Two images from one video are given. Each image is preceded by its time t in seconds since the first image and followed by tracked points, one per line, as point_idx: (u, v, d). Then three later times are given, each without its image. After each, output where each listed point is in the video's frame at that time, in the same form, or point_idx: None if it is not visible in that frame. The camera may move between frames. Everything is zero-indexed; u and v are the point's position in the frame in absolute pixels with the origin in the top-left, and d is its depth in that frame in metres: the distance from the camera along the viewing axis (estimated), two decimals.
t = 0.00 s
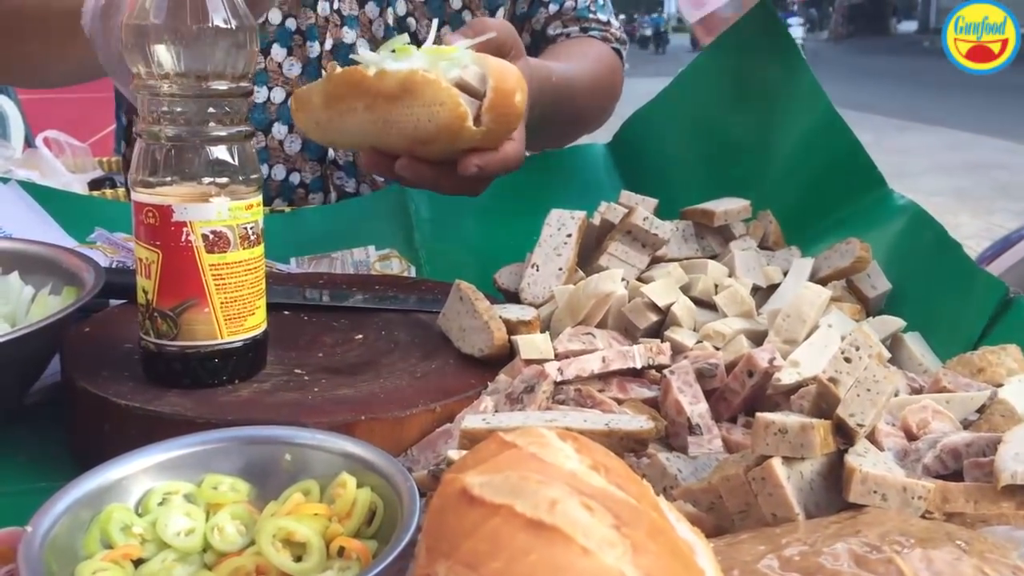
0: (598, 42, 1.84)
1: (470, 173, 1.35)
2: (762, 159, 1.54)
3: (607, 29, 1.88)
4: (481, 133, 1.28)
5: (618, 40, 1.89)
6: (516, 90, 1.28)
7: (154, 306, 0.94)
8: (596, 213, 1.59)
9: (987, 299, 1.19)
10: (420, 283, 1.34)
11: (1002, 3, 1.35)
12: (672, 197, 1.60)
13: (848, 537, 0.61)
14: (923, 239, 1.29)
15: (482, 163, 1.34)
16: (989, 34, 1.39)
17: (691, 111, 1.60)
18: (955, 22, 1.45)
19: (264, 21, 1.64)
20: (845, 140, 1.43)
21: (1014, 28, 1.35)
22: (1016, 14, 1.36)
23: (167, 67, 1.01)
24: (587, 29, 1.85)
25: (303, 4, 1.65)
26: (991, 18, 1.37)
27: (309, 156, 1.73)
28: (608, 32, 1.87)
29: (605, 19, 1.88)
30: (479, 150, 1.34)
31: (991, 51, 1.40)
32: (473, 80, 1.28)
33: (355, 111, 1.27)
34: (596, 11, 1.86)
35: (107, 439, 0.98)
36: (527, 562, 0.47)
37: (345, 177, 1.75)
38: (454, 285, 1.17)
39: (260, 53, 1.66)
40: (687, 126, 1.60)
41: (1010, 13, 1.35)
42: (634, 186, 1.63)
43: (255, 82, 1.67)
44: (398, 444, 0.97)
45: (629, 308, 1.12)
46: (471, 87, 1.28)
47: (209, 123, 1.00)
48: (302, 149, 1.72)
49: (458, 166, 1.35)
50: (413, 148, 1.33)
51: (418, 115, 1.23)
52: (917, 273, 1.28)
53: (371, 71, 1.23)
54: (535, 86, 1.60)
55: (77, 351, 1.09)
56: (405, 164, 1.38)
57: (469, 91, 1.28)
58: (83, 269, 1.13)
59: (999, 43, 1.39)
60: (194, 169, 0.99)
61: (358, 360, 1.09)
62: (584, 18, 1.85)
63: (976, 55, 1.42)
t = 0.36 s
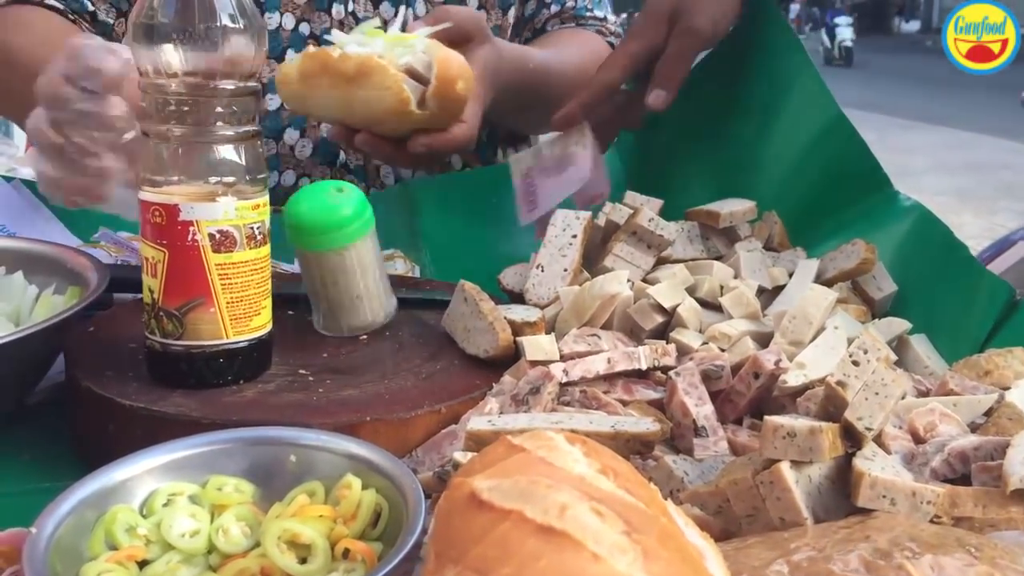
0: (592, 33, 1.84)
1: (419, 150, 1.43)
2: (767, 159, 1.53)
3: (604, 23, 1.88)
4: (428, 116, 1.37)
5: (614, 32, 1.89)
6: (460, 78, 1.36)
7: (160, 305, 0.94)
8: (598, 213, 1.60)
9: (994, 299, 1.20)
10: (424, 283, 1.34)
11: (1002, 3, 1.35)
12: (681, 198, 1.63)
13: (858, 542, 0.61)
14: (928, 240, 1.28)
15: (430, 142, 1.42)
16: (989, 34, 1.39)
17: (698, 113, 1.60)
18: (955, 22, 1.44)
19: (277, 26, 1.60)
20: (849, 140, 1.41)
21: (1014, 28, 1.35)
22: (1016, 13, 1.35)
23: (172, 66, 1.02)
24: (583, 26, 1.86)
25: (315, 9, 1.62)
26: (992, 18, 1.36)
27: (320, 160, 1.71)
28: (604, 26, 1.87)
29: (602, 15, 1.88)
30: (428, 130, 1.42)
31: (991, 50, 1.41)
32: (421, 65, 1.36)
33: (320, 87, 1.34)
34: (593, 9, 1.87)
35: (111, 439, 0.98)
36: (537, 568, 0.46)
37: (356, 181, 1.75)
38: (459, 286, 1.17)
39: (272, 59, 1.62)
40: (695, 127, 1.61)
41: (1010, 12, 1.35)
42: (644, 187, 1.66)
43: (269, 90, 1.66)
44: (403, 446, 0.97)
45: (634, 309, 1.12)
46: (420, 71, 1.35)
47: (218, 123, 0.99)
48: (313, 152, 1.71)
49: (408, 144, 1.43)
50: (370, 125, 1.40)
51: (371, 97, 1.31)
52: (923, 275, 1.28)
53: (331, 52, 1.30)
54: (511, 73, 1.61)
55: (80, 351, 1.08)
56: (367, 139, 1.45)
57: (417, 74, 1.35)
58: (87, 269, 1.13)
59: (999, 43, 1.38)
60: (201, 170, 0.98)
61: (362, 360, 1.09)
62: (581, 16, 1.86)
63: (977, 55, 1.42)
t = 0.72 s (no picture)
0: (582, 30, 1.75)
1: (449, 151, 1.37)
2: (768, 159, 1.53)
3: (596, 19, 1.78)
4: (457, 111, 1.31)
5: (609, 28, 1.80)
6: (485, 68, 1.31)
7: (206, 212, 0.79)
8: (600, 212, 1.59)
9: (995, 300, 1.19)
10: (424, 281, 1.34)
11: (1003, 3, 1.35)
12: (679, 197, 1.60)
13: (859, 542, 0.61)
14: (927, 241, 1.28)
15: (461, 139, 1.36)
16: (989, 34, 1.38)
17: (700, 111, 1.60)
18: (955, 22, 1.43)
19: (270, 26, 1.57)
20: (853, 140, 1.42)
21: (1013, 28, 1.34)
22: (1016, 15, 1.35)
23: None
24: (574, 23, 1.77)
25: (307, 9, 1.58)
26: (992, 18, 1.37)
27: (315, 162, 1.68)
28: (595, 22, 1.78)
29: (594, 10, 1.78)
30: (456, 127, 1.36)
31: (990, 51, 1.39)
32: (444, 60, 1.31)
33: (339, 103, 1.29)
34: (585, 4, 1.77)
35: (111, 437, 0.98)
36: (538, 568, 0.46)
37: (353, 178, 1.68)
38: (460, 284, 1.17)
39: (263, 57, 1.59)
40: (696, 125, 1.60)
41: (1010, 12, 1.35)
42: (640, 186, 1.62)
43: (261, 88, 1.60)
44: (404, 444, 0.97)
45: (635, 309, 1.12)
46: (442, 67, 1.31)
47: None
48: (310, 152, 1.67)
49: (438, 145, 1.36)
50: (396, 130, 1.35)
51: (397, 99, 1.26)
52: (922, 276, 1.28)
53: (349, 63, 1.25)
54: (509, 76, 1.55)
55: (81, 348, 1.08)
56: (390, 148, 1.39)
57: (439, 72, 1.31)
58: (88, 267, 1.13)
59: (998, 42, 1.37)
60: None
61: (363, 358, 1.09)
62: (572, 12, 1.77)
63: (976, 56, 1.38)
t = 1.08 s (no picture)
0: (575, 46, 1.73)
1: (391, 171, 1.34)
2: (766, 161, 1.54)
3: (591, 35, 1.76)
4: (391, 128, 1.30)
5: (602, 45, 1.77)
6: (414, 84, 1.29)
7: None
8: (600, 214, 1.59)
9: (993, 304, 1.19)
10: (423, 284, 1.34)
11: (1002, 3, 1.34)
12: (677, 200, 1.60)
13: (858, 547, 0.61)
14: (928, 245, 1.29)
15: (402, 159, 1.33)
16: (990, 34, 1.39)
17: (698, 113, 1.60)
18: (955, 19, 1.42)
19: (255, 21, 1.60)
20: (850, 143, 1.43)
21: (1014, 28, 1.35)
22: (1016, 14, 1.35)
23: None
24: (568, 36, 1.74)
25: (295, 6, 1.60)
26: (992, 18, 1.35)
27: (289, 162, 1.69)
28: (590, 39, 1.75)
29: (589, 26, 1.75)
30: (395, 146, 1.34)
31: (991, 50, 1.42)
32: (375, 80, 1.31)
33: (283, 132, 1.33)
34: (580, 18, 1.74)
35: (110, 439, 0.98)
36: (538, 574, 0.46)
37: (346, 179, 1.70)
38: (459, 286, 1.17)
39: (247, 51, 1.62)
40: (694, 128, 1.60)
41: (1010, 13, 1.35)
42: (638, 189, 1.63)
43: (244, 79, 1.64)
44: (403, 447, 0.97)
45: (634, 312, 1.12)
46: (373, 89, 1.31)
47: None
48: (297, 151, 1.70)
49: (379, 165, 1.35)
50: (343, 155, 1.36)
51: (329, 122, 1.28)
52: (922, 280, 1.28)
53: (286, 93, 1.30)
54: (479, 99, 1.54)
55: (80, 350, 1.08)
56: (337, 172, 1.38)
57: (372, 95, 1.32)
58: (87, 269, 1.12)
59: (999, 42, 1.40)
60: None
61: (362, 361, 1.09)
62: (567, 26, 1.74)
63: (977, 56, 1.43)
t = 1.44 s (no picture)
0: (575, 53, 1.74)
1: (378, 171, 1.34)
2: (765, 167, 1.54)
3: (592, 42, 1.76)
4: (376, 128, 1.30)
5: (603, 52, 1.78)
6: (401, 85, 1.29)
7: None
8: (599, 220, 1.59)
9: (992, 309, 1.20)
10: (423, 290, 1.34)
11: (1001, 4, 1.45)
12: (676, 205, 1.60)
13: (858, 555, 0.61)
14: (927, 250, 1.29)
15: (389, 159, 1.33)
16: (990, 34, 1.50)
17: (697, 119, 1.61)
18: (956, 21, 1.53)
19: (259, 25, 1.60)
20: (848, 148, 1.43)
21: (1013, 27, 1.46)
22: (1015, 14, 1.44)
23: None
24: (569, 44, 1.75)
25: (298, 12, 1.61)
26: (991, 18, 1.46)
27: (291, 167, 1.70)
28: (591, 46, 1.76)
29: (590, 34, 1.76)
30: (384, 148, 1.34)
31: (991, 50, 1.53)
32: (364, 80, 1.31)
33: (276, 128, 1.34)
34: (581, 26, 1.75)
35: (111, 445, 0.98)
36: None
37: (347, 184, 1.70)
38: (459, 292, 1.17)
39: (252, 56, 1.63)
40: (694, 134, 1.60)
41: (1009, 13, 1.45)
42: (637, 194, 1.63)
43: (248, 84, 1.65)
44: (403, 453, 0.97)
45: (633, 318, 1.12)
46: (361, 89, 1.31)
47: None
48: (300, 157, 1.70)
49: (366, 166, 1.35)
50: (332, 155, 1.36)
51: (318, 121, 1.29)
52: (922, 286, 1.28)
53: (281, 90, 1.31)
54: (475, 103, 1.54)
55: (81, 356, 1.08)
56: (326, 172, 1.38)
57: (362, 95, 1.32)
58: (88, 274, 1.12)
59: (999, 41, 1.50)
60: None
61: (362, 367, 1.09)
62: (568, 33, 1.74)
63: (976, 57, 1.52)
